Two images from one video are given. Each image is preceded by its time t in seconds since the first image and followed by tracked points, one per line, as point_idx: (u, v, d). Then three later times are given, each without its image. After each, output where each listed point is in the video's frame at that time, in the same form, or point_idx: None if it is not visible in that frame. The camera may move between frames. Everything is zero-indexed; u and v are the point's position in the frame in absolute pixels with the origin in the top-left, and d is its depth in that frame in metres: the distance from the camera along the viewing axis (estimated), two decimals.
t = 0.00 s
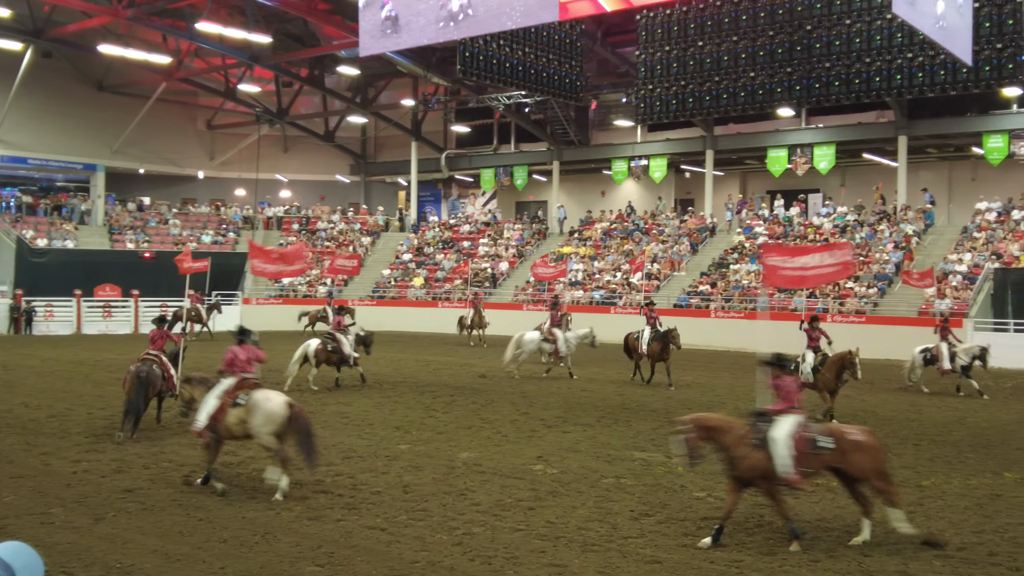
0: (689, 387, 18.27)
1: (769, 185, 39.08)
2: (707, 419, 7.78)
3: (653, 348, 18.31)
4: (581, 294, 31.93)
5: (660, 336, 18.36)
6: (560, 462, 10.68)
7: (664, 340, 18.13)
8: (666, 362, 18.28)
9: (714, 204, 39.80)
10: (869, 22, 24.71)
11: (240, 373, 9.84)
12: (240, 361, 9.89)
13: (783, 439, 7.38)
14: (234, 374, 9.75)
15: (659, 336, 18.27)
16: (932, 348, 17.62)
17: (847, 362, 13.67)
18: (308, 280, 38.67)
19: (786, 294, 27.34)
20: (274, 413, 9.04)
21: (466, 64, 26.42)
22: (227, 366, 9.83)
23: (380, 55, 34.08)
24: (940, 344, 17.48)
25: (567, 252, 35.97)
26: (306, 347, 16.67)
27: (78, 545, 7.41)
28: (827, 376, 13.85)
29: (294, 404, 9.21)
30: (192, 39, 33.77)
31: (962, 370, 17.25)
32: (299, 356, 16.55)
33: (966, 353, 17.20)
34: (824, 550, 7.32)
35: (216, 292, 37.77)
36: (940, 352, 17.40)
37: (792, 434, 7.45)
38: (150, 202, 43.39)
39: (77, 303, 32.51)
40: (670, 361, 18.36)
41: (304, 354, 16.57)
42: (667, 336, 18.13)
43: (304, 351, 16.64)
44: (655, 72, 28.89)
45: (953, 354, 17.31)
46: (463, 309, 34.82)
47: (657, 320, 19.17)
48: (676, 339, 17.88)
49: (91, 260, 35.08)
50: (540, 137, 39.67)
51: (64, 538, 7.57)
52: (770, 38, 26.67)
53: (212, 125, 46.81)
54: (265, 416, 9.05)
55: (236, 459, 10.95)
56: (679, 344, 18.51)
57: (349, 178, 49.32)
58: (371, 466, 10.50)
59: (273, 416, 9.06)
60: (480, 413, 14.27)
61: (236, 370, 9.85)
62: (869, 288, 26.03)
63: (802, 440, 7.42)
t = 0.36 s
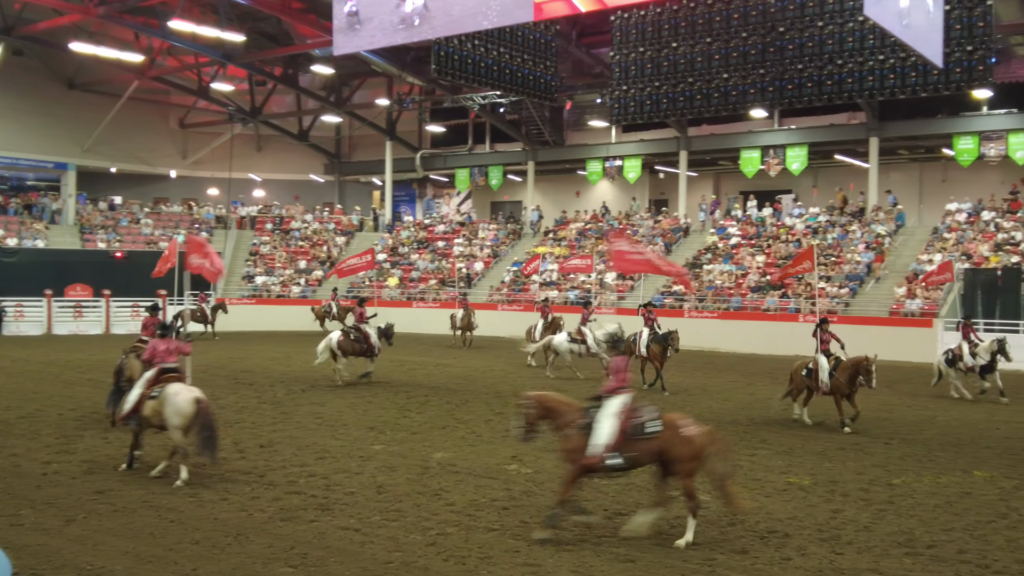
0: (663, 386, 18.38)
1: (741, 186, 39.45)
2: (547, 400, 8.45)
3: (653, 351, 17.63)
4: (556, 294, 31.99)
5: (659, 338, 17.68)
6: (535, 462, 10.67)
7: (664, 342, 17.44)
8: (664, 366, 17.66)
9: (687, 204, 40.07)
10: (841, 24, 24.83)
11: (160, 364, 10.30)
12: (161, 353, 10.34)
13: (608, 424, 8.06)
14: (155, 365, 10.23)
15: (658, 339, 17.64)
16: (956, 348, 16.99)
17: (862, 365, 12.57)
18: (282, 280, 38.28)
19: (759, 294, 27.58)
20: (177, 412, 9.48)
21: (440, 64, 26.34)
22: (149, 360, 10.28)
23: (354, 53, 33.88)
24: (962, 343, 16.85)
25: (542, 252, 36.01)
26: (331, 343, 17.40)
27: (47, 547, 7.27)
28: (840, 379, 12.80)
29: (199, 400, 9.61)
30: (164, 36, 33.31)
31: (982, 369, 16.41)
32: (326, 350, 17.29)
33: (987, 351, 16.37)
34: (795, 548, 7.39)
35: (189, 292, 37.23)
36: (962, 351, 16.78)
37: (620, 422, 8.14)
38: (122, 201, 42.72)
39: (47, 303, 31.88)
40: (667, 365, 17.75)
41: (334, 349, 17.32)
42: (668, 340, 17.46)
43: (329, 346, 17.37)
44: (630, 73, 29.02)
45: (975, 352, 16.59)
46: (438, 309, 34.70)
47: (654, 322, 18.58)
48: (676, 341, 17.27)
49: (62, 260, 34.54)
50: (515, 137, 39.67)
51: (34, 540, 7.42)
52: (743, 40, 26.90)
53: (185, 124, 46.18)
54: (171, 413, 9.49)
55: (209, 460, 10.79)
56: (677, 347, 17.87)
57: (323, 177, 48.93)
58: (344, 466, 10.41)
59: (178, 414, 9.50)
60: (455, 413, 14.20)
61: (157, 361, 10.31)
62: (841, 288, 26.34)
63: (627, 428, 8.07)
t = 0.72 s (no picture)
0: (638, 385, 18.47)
1: (715, 186, 39.76)
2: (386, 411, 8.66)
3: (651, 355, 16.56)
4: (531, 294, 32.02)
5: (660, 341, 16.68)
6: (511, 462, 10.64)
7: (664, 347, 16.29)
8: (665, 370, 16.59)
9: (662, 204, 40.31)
10: (813, 26, 25.12)
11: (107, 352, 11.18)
12: (109, 340, 11.35)
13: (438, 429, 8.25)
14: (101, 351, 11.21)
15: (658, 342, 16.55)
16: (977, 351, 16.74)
17: (880, 372, 11.80)
18: (256, 280, 37.90)
19: (733, 293, 27.79)
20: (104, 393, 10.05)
21: (416, 63, 26.28)
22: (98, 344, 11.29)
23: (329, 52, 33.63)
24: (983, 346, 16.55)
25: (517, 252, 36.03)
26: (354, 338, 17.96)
27: (17, 549, 7.13)
28: (857, 388, 12.07)
29: (130, 382, 10.15)
30: (137, 34, 32.83)
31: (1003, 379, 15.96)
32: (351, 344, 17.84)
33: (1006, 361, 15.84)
34: (769, 546, 7.44)
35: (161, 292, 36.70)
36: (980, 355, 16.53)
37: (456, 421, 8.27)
38: (94, 200, 42.06)
39: (18, 303, 31.29)
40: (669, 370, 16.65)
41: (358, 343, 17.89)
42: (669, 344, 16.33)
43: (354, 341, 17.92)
44: (605, 74, 29.20)
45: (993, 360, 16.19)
46: (413, 309, 34.59)
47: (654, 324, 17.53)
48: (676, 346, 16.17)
49: (32, 258, 33.99)
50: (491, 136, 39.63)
51: (5, 542, 7.28)
52: (717, 41, 27.10)
53: (158, 123, 45.57)
54: (104, 393, 10.12)
55: (183, 461, 10.64)
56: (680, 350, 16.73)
57: (297, 176, 48.53)
58: (319, 467, 10.32)
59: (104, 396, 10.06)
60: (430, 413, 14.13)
61: (105, 348, 11.30)
62: (813, 288, 26.61)
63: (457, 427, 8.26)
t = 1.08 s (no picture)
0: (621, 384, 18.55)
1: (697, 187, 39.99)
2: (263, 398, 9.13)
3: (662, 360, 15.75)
4: (514, 294, 31.99)
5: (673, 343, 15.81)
6: (493, 462, 10.63)
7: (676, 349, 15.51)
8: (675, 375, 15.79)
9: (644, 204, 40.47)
10: (795, 27, 25.32)
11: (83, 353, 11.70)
12: (77, 343, 11.07)
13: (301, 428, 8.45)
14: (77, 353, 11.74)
15: (668, 345, 15.73)
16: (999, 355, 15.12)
17: (912, 376, 11.36)
18: (237, 280, 37.57)
19: (714, 293, 27.93)
20: (68, 386, 10.60)
21: (399, 62, 26.16)
22: (64, 346, 11.07)
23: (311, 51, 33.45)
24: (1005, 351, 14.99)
25: (500, 252, 36.01)
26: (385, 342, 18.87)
27: None
28: (886, 392, 11.59)
29: (91, 375, 10.68)
30: (117, 32, 32.48)
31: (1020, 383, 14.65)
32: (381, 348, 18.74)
33: None
34: (751, 544, 7.49)
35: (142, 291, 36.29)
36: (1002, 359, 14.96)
37: (308, 419, 8.37)
38: (74, 199, 41.54)
39: None
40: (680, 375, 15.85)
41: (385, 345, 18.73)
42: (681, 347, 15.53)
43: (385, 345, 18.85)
44: (587, 74, 29.31)
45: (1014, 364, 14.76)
46: (395, 309, 34.47)
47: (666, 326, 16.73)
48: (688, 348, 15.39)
49: (10, 257, 33.49)
50: (473, 136, 39.60)
51: None
52: (699, 42, 27.22)
53: (138, 121, 45.08)
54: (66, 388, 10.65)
55: (164, 461, 10.55)
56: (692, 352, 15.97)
57: (278, 175, 48.23)
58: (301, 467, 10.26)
59: (69, 386, 10.63)
60: (413, 412, 14.10)
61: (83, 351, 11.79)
62: (794, 288, 26.85)
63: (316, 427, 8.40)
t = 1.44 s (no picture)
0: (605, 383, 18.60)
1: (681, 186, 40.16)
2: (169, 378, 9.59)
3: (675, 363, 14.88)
4: (499, 293, 31.96)
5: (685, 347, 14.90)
6: (479, 461, 10.61)
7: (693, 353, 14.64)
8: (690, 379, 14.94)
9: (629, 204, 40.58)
10: (779, 28, 25.46)
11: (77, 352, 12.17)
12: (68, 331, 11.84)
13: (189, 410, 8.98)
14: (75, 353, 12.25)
15: (682, 348, 14.82)
16: None
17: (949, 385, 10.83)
18: (221, 279, 37.26)
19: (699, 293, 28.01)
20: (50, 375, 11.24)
21: (384, 61, 26.04)
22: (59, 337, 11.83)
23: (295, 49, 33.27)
24: None
25: (485, 251, 35.97)
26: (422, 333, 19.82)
27: None
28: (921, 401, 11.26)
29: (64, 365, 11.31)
30: (100, 30, 32.15)
31: None
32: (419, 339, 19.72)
33: None
34: (735, 543, 7.51)
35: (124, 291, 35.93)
36: None
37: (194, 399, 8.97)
38: (56, 198, 41.05)
39: None
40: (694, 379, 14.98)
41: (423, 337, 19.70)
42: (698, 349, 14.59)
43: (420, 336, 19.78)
44: (572, 73, 29.36)
45: None
46: (380, 309, 34.31)
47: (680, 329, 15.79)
48: (706, 352, 14.47)
49: None
50: (458, 135, 39.56)
51: None
52: (684, 42, 27.28)
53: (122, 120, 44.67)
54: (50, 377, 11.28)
55: (147, 462, 10.45)
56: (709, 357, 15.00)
57: (263, 174, 47.95)
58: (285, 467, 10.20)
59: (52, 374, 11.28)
60: (398, 412, 14.07)
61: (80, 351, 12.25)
62: (778, 287, 27.03)
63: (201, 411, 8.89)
